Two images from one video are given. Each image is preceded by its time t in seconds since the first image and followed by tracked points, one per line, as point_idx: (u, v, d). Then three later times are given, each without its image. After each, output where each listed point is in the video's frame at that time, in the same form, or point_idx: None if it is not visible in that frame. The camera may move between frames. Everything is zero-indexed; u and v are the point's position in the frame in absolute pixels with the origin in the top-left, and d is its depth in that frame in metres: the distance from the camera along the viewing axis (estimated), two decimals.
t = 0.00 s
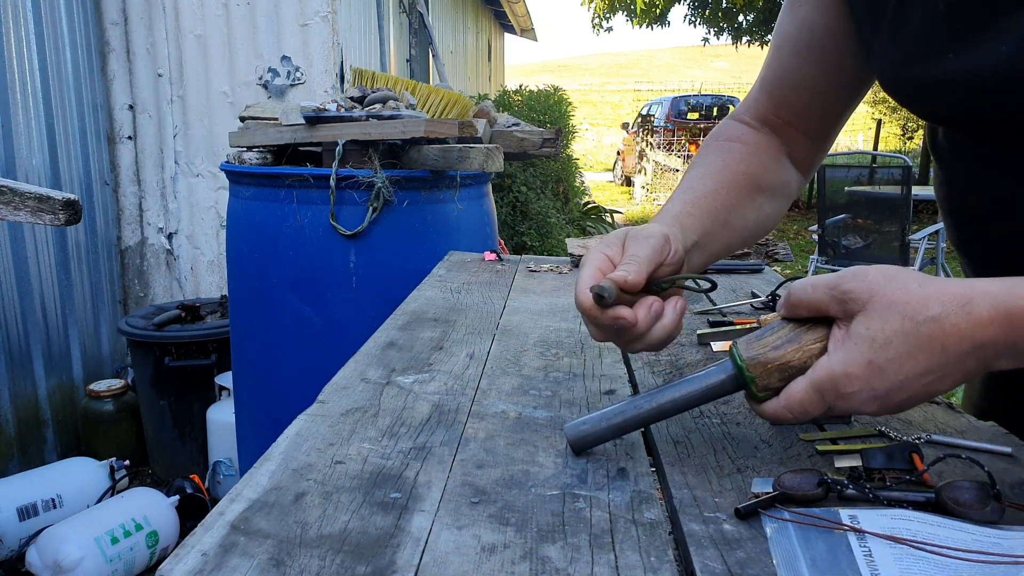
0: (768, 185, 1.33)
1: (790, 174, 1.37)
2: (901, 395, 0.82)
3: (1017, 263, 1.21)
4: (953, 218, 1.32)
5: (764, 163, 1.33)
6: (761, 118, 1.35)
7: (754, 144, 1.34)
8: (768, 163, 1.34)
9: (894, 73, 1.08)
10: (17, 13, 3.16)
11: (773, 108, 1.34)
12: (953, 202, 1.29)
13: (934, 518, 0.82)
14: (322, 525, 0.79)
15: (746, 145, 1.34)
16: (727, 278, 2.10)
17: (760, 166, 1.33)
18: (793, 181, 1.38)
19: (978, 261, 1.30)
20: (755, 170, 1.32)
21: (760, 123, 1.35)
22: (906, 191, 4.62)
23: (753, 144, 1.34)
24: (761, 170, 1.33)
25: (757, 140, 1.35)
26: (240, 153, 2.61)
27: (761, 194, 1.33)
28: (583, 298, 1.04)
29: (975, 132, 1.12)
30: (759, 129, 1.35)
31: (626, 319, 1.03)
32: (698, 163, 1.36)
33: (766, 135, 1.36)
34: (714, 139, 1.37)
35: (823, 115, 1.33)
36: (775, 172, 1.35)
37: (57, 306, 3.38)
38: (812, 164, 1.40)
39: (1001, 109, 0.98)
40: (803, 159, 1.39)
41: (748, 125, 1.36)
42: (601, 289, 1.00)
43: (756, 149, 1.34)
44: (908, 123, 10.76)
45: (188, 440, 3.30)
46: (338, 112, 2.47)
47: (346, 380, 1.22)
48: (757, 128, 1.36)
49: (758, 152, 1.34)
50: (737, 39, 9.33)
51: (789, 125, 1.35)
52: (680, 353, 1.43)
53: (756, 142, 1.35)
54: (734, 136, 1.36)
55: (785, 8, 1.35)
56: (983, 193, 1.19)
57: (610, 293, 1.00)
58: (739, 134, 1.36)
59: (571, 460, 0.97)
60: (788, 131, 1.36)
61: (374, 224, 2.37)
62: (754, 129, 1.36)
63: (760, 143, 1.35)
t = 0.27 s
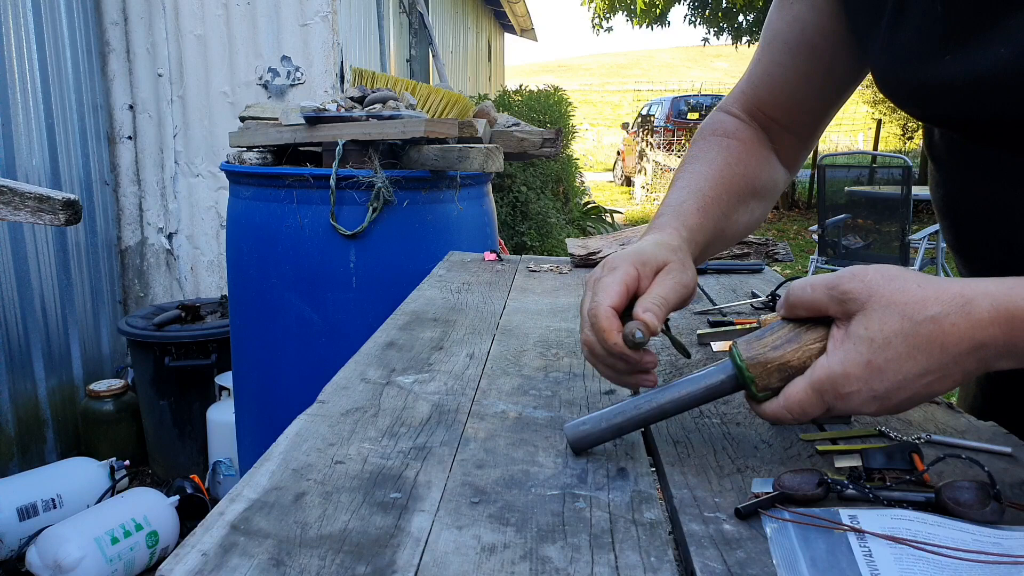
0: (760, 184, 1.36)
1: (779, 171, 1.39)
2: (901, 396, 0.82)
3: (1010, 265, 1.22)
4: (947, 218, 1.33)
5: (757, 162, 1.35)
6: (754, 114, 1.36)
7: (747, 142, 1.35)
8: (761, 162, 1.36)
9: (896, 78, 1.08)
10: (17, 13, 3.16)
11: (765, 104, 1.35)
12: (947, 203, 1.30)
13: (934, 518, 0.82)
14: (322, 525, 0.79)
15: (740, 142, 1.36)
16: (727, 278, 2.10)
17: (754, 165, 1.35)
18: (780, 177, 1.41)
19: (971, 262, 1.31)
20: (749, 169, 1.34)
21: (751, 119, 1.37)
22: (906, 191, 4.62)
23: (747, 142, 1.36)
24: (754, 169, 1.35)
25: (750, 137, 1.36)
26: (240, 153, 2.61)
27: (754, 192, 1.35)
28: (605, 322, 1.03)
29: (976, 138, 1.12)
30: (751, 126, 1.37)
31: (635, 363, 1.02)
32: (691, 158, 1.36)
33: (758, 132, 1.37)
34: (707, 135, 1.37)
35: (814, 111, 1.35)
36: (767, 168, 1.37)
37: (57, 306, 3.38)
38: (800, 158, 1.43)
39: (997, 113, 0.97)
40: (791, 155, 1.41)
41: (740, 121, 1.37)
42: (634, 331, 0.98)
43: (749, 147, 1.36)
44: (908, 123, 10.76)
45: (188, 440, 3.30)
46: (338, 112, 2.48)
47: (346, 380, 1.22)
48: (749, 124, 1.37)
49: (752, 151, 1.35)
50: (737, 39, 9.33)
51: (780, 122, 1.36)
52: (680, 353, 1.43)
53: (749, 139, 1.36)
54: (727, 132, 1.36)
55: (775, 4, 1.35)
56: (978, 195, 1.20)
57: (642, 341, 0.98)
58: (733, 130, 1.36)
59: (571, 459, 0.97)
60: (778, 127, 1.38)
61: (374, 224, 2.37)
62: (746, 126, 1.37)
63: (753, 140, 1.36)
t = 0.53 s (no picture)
0: (756, 191, 1.38)
1: (769, 175, 1.42)
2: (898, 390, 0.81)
3: (1003, 266, 1.22)
4: (939, 220, 1.33)
5: (753, 169, 1.37)
6: (747, 118, 1.37)
7: (742, 148, 1.37)
8: (756, 168, 1.38)
9: (889, 85, 1.08)
10: (17, 13, 3.16)
11: (760, 109, 1.35)
12: (939, 204, 1.30)
13: (934, 518, 0.82)
14: (322, 525, 0.79)
15: (737, 148, 1.36)
16: (727, 278, 2.10)
17: (750, 172, 1.37)
18: (771, 179, 1.43)
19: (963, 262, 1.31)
20: (746, 177, 1.36)
21: (745, 124, 1.37)
22: (906, 190, 4.62)
23: (744, 148, 1.37)
24: (751, 177, 1.37)
25: (746, 143, 1.37)
26: (240, 153, 2.61)
27: (751, 200, 1.37)
28: (637, 346, 1.02)
29: (969, 142, 1.12)
30: (744, 130, 1.38)
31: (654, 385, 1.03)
32: (688, 164, 1.37)
33: (751, 136, 1.38)
34: (701, 139, 1.37)
35: (807, 114, 1.36)
36: (761, 173, 1.39)
37: (57, 306, 3.38)
38: (788, 156, 1.45)
39: (993, 117, 0.97)
40: (780, 156, 1.44)
41: (734, 125, 1.37)
42: (663, 359, 0.99)
43: (746, 154, 1.37)
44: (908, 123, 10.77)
45: (188, 440, 3.30)
46: (338, 112, 2.48)
47: (346, 380, 1.22)
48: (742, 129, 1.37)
49: (748, 158, 1.37)
50: (737, 39, 9.33)
51: (773, 127, 1.38)
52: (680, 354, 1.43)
53: (745, 145, 1.37)
54: (723, 137, 1.36)
55: (762, 7, 1.35)
56: (969, 197, 1.20)
57: (667, 368, 0.99)
58: (729, 135, 1.36)
59: (571, 459, 0.97)
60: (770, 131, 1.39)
61: (374, 224, 2.37)
62: (739, 130, 1.37)
63: (748, 146, 1.38)
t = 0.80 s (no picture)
0: (755, 189, 1.38)
1: (768, 173, 1.42)
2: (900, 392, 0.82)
3: (1000, 270, 1.22)
4: (938, 221, 1.33)
5: (752, 167, 1.37)
6: (746, 117, 1.37)
7: (741, 146, 1.37)
8: (755, 167, 1.38)
9: (887, 85, 1.08)
10: (17, 13, 3.16)
11: (759, 107, 1.35)
12: (939, 206, 1.30)
13: (934, 518, 0.82)
14: (322, 525, 0.79)
15: (736, 146, 1.36)
16: (727, 278, 2.10)
17: (749, 170, 1.37)
18: (770, 178, 1.43)
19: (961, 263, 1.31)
20: (746, 175, 1.36)
21: (744, 122, 1.37)
22: (906, 190, 4.62)
23: (743, 146, 1.37)
24: (750, 175, 1.37)
25: (745, 141, 1.37)
26: (240, 153, 2.61)
27: (750, 198, 1.38)
28: (640, 342, 1.03)
29: (966, 142, 1.12)
30: (743, 128, 1.38)
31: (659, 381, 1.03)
32: (687, 162, 1.37)
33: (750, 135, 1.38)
34: (700, 137, 1.37)
35: (806, 113, 1.36)
36: (760, 171, 1.39)
37: (57, 306, 3.38)
38: (788, 154, 1.45)
39: (992, 120, 0.97)
40: (779, 155, 1.44)
41: (733, 123, 1.37)
42: (666, 351, 0.99)
43: (744, 152, 1.37)
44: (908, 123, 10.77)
45: (188, 440, 3.30)
46: (338, 113, 2.48)
47: (346, 381, 1.22)
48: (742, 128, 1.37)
49: (747, 156, 1.37)
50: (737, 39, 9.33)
51: (772, 126, 1.38)
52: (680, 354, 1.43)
53: (744, 143, 1.37)
54: (722, 135, 1.37)
55: (760, 6, 1.35)
56: (969, 198, 1.20)
57: (671, 361, 1.00)
58: (728, 133, 1.36)
59: (571, 460, 0.97)
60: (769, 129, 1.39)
61: (374, 224, 2.37)
62: (738, 129, 1.37)
63: (747, 144, 1.38)
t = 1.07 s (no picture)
0: (759, 188, 1.38)
1: (773, 173, 1.42)
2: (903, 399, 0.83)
3: (1001, 272, 1.22)
4: (942, 222, 1.32)
5: (756, 166, 1.37)
6: (749, 117, 1.37)
7: (744, 145, 1.37)
8: (759, 166, 1.38)
9: (886, 85, 1.08)
10: (17, 13, 3.16)
11: (761, 107, 1.35)
12: (941, 207, 1.30)
13: (934, 518, 0.82)
14: (322, 525, 0.79)
15: (739, 145, 1.36)
16: (727, 278, 2.10)
17: (753, 169, 1.37)
18: (775, 177, 1.43)
19: (964, 265, 1.31)
20: (749, 173, 1.36)
21: (748, 122, 1.37)
22: (906, 190, 4.62)
23: (746, 145, 1.37)
24: (754, 174, 1.37)
25: (748, 140, 1.37)
26: (240, 153, 2.61)
27: (755, 197, 1.37)
28: (642, 344, 1.03)
29: (963, 140, 1.13)
30: (746, 129, 1.38)
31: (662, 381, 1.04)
32: (690, 163, 1.37)
33: (754, 134, 1.38)
34: (703, 137, 1.38)
35: (809, 113, 1.36)
36: (764, 170, 1.39)
37: (57, 306, 3.38)
38: (792, 154, 1.45)
39: (992, 121, 0.97)
40: (784, 154, 1.43)
41: (736, 123, 1.37)
42: (669, 352, 0.99)
43: (748, 151, 1.37)
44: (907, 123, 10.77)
45: (188, 440, 3.30)
46: (338, 113, 2.48)
47: (346, 381, 1.22)
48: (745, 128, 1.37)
49: (751, 154, 1.37)
50: (737, 39, 9.33)
51: (775, 126, 1.38)
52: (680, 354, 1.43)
53: (747, 143, 1.37)
54: (725, 135, 1.37)
55: (763, 6, 1.35)
56: (970, 199, 1.20)
57: (673, 362, 0.99)
58: (730, 133, 1.37)
59: (571, 460, 0.96)
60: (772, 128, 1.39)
61: (374, 224, 2.37)
62: (742, 128, 1.37)
63: (751, 143, 1.38)
